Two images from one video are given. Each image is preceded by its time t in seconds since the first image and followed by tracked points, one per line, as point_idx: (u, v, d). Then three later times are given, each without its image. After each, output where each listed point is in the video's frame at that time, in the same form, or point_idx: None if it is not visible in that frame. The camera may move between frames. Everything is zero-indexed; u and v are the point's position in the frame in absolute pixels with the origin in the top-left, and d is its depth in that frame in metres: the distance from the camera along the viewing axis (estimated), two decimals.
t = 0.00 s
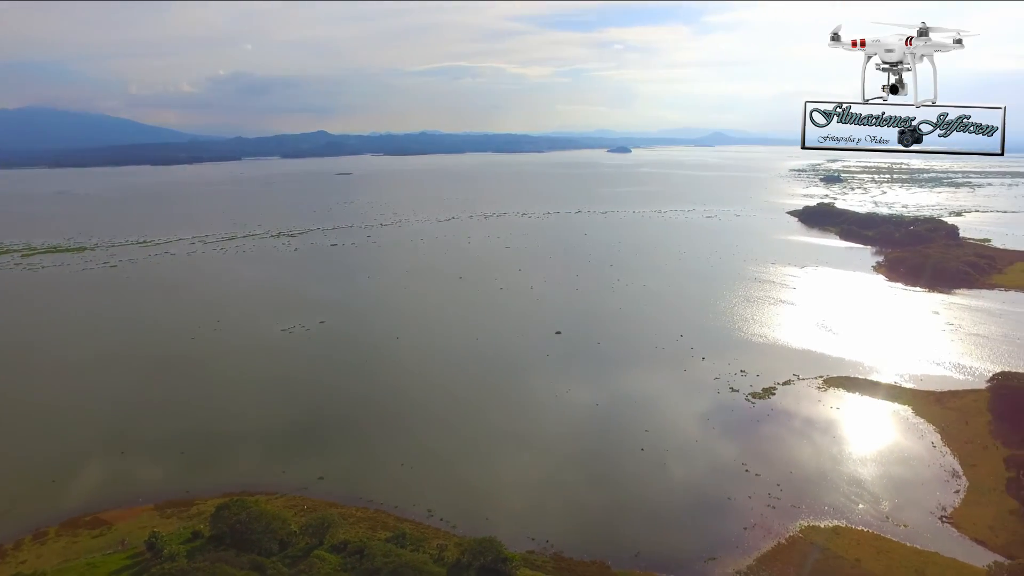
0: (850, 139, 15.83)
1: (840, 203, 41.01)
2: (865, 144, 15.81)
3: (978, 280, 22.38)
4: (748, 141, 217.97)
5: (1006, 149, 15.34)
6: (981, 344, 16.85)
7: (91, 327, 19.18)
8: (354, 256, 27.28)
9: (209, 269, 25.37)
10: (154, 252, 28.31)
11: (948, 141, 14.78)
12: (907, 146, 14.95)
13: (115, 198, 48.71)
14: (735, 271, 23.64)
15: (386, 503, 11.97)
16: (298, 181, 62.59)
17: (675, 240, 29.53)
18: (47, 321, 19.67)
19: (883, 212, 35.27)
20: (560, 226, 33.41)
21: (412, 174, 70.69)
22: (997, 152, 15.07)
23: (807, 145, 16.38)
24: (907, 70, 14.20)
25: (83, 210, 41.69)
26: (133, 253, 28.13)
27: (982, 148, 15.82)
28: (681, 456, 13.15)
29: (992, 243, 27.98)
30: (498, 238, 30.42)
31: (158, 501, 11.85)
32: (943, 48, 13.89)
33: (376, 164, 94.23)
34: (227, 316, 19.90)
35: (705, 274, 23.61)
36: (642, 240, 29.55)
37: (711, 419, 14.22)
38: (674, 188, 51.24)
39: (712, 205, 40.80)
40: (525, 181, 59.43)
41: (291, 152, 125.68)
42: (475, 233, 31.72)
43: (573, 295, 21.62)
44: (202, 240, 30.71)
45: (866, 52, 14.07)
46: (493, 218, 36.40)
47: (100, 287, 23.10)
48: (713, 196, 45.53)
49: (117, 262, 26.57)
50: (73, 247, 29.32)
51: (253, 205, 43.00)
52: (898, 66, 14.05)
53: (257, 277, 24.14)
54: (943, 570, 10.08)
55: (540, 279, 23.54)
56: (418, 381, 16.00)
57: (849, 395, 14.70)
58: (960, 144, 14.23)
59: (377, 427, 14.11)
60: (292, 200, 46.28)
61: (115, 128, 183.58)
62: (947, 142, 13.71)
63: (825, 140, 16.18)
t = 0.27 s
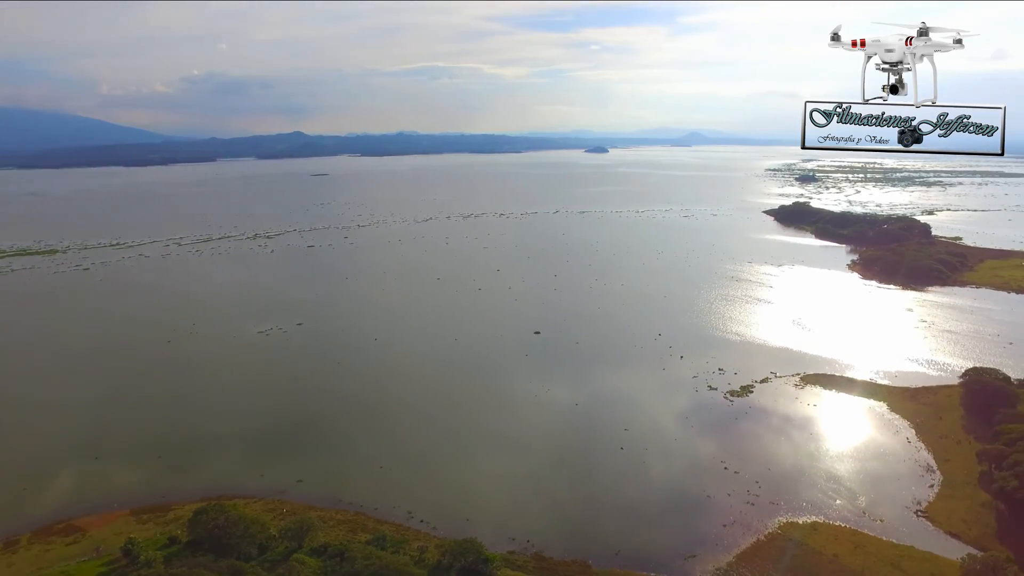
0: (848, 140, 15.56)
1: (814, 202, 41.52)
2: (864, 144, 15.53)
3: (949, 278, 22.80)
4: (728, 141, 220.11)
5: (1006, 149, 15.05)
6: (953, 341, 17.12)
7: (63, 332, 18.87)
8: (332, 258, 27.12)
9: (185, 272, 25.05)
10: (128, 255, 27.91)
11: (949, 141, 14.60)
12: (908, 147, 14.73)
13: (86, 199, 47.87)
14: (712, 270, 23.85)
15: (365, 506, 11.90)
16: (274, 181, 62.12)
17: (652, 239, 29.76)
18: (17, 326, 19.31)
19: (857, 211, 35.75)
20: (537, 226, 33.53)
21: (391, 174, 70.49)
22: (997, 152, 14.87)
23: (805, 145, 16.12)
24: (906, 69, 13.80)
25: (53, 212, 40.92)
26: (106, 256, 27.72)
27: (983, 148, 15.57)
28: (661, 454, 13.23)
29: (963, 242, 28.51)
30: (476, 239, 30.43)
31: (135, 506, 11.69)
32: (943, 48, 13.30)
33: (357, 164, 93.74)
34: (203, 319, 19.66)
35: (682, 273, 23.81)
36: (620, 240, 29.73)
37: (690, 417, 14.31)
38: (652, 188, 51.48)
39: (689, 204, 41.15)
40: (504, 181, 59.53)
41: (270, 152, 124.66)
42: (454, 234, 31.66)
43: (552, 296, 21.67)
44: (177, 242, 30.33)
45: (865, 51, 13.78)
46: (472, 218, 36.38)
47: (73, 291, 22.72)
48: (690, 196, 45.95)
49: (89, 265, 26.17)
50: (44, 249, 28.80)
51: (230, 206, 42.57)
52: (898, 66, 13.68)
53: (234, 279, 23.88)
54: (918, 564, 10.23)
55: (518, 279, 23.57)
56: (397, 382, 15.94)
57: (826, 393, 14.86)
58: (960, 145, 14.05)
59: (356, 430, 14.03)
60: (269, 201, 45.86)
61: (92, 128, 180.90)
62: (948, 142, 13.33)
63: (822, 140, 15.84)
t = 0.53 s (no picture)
0: (847, 140, 15.18)
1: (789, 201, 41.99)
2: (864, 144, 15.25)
3: (921, 277, 23.11)
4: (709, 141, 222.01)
5: (1006, 149, 14.92)
6: (926, 338, 17.38)
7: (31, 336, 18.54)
8: (309, 259, 26.93)
9: (160, 274, 24.75)
10: (100, 258, 27.51)
11: (949, 141, 14.26)
12: (908, 147, 14.38)
13: (56, 201, 47.06)
14: (690, 270, 24.01)
15: (345, 509, 11.83)
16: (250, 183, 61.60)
17: (629, 239, 29.90)
18: None
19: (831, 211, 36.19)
20: (515, 227, 33.55)
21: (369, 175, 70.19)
22: (997, 151, 14.55)
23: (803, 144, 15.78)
24: (906, 69, 13.57)
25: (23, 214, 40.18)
26: (78, 258, 27.30)
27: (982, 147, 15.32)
28: (641, 453, 13.28)
29: (935, 240, 28.96)
30: (453, 240, 30.38)
31: (109, 512, 11.52)
32: (943, 47, 13.14)
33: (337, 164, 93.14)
34: (178, 322, 19.43)
35: (658, 273, 23.96)
36: (597, 240, 29.85)
37: (668, 416, 14.39)
38: (629, 189, 51.56)
39: (665, 204, 41.39)
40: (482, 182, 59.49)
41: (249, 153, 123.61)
42: (432, 235, 31.55)
43: (531, 296, 21.70)
44: (151, 244, 29.96)
45: (864, 51, 13.47)
46: (450, 219, 36.31)
47: (43, 294, 22.33)
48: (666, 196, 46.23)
49: (60, 268, 25.78)
50: (13, 253, 28.28)
51: (205, 208, 42.10)
52: (898, 66, 13.37)
53: (209, 281, 23.63)
54: (894, 558, 10.34)
55: (497, 280, 23.57)
56: (376, 384, 15.85)
57: (803, 390, 15.03)
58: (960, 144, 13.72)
59: (334, 432, 13.95)
60: (245, 202, 45.42)
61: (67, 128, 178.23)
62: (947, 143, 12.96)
63: (822, 140, 15.50)
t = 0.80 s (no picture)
0: (848, 140, 15.34)
1: (765, 200, 42.46)
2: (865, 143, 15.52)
3: (894, 274, 23.51)
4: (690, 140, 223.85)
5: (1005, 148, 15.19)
6: (898, 335, 17.67)
7: None
8: (285, 261, 26.76)
9: (134, 276, 24.40)
10: (72, 260, 27.07)
11: (948, 141, 14.53)
12: (908, 147, 14.59)
13: (24, 202, 46.22)
14: (667, 269, 24.18)
15: (323, 512, 11.74)
16: (224, 184, 61.11)
17: (606, 239, 30.05)
18: None
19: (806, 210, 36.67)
20: (492, 227, 33.57)
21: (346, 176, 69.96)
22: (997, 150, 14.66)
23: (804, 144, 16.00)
24: (907, 69, 13.89)
25: None
26: (48, 261, 26.84)
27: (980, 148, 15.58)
28: (619, 452, 13.36)
29: (907, 238, 29.51)
30: (431, 241, 30.33)
31: (82, 519, 11.30)
32: (943, 48, 13.61)
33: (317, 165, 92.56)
34: (152, 325, 19.17)
35: (634, 272, 24.11)
36: (574, 240, 30.00)
37: (647, 415, 14.47)
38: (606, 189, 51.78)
39: (642, 204, 41.65)
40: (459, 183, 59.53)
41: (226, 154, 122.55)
42: (410, 236, 31.49)
43: (510, 296, 21.73)
44: (124, 246, 29.55)
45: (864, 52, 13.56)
46: (427, 219, 36.25)
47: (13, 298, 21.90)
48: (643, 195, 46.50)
49: (30, 270, 25.35)
50: None
51: (179, 209, 41.64)
52: (897, 66, 13.57)
53: (184, 284, 23.36)
54: (869, 552, 10.48)
55: (475, 280, 23.57)
56: (354, 387, 15.75)
57: (779, 388, 15.18)
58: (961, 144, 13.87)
59: (311, 435, 13.86)
60: (219, 204, 44.94)
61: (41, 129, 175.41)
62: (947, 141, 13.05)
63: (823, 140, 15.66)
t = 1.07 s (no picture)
0: (848, 141, 15.01)
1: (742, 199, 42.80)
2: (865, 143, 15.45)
3: (868, 273, 23.77)
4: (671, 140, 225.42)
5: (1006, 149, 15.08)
6: (873, 332, 17.89)
7: None
8: (261, 262, 26.53)
9: (108, 279, 24.05)
10: (43, 263, 26.62)
11: (948, 142, 14.24)
12: (908, 147, 14.43)
13: None
14: (645, 268, 24.32)
15: (302, 514, 11.66)
16: (199, 185, 60.38)
17: (584, 239, 30.18)
18: None
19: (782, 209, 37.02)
20: (470, 227, 33.54)
21: (324, 177, 69.55)
22: (998, 151, 14.41)
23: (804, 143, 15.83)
24: (907, 69, 13.89)
25: None
26: (18, 264, 26.39)
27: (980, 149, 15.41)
28: (599, 451, 13.42)
29: (881, 236, 29.90)
30: (408, 241, 30.25)
31: (55, 526, 11.12)
32: (944, 48, 13.71)
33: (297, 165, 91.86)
34: (125, 328, 18.91)
35: (611, 272, 24.23)
36: (552, 240, 30.09)
37: (626, 414, 14.54)
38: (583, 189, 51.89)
39: (620, 204, 41.85)
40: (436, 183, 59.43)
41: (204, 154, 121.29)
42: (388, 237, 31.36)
43: (489, 296, 21.75)
44: (97, 249, 29.13)
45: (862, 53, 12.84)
46: (405, 220, 36.12)
47: None
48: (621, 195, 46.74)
49: None
50: None
51: (153, 211, 41.14)
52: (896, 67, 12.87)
53: (158, 286, 23.08)
54: (846, 547, 10.61)
55: (453, 280, 23.57)
56: (332, 388, 15.66)
57: (757, 386, 15.32)
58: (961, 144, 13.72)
59: (289, 437, 13.78)
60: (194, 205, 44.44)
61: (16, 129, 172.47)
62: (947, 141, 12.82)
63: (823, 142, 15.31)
